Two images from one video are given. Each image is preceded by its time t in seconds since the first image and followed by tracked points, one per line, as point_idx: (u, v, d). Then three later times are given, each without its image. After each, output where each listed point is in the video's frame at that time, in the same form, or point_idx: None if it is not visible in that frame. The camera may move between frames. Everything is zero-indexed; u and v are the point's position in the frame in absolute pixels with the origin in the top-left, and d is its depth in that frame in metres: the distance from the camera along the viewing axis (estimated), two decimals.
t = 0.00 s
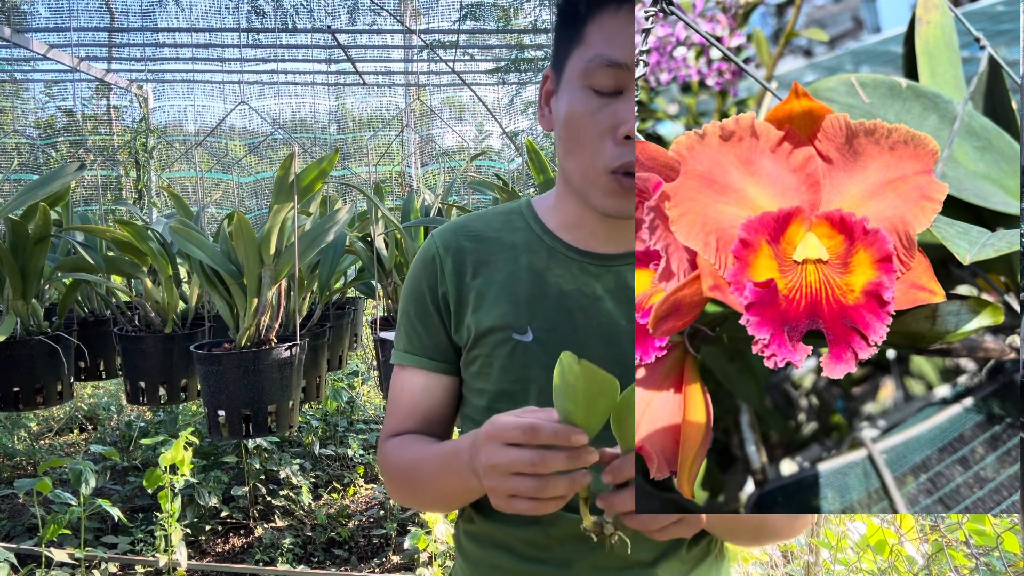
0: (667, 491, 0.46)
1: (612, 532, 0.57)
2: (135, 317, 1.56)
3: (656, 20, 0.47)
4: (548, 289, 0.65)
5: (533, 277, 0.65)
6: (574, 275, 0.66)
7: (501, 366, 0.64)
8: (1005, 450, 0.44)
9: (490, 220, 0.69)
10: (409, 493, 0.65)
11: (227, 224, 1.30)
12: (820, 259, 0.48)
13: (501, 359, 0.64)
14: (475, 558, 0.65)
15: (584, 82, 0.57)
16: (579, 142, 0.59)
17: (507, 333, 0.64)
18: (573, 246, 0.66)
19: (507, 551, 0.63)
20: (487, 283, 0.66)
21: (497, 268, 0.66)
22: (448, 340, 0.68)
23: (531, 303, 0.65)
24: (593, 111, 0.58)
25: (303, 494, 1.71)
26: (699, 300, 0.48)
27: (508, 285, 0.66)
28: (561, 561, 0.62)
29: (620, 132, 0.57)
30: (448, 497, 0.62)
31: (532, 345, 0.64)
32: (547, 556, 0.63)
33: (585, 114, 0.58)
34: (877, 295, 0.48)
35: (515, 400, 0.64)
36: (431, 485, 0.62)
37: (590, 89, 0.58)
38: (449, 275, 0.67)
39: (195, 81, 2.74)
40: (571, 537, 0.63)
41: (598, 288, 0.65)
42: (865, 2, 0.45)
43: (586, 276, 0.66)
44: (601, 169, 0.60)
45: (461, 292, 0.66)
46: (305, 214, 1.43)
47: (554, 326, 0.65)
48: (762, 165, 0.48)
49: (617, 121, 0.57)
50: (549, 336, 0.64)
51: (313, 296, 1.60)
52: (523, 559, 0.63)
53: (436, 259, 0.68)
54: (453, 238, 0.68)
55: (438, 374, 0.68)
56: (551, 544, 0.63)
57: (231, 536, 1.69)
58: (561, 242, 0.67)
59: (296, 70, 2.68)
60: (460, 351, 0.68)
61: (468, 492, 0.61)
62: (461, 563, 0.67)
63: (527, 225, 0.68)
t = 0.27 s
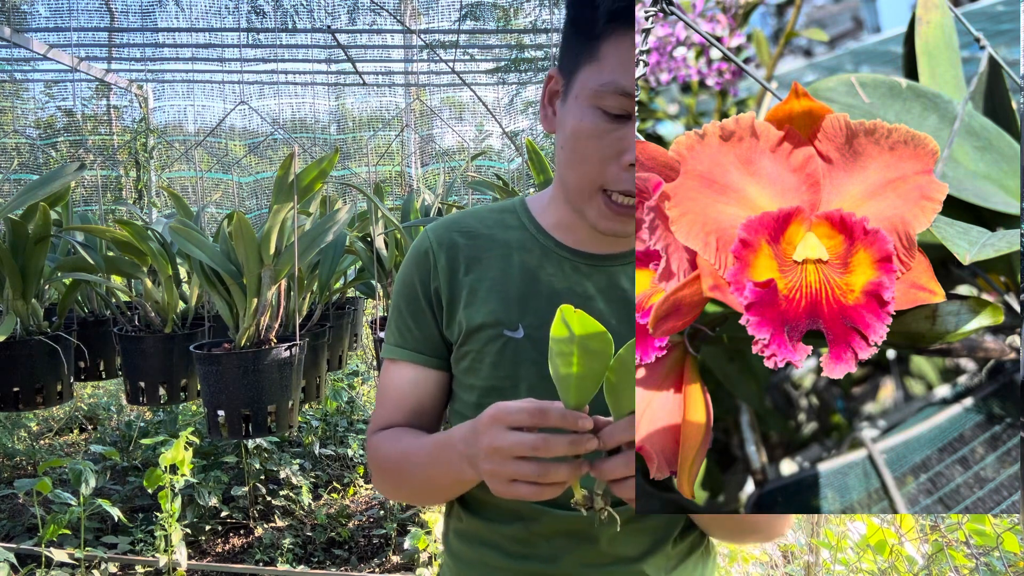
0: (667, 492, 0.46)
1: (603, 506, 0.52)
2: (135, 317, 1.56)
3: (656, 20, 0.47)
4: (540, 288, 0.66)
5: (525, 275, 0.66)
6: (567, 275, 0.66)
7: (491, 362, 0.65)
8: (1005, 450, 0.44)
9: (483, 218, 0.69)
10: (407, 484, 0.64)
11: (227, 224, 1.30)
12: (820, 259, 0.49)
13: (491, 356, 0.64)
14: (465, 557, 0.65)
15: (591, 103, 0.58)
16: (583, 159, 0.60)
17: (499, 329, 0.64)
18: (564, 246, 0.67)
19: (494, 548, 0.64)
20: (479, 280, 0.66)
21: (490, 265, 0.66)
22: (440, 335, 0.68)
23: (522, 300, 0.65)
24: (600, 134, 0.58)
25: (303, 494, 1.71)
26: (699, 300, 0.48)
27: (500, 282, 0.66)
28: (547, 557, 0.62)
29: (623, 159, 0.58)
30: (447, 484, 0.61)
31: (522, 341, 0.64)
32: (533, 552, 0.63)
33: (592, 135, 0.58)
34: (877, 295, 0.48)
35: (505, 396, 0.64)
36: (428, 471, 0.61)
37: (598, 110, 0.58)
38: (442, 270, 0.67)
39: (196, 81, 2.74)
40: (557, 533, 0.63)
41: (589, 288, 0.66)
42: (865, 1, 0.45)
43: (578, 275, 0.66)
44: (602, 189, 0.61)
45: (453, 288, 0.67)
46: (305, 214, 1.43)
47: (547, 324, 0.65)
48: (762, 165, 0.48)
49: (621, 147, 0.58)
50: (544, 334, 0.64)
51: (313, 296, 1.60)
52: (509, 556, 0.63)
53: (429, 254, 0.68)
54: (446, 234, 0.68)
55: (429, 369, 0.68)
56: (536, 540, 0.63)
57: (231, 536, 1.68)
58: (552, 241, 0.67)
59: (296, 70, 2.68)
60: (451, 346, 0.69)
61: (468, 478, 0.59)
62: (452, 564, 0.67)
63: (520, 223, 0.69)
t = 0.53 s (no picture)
0: (667, 491, 0.46)
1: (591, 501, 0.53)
2: (135, 317, 1.56)
3: (656, 20, 0.47)
4: (536, 287, 0.66)
5: (521, 274, 0.66)
6: (563, 274, 0.66)
7: (486, 360, 0.64)
8: (1005, 450, 0.44)
9: (481, 217, 0.70)
10: (402, 479, 0.64)
11: (227, 224, 1.30)
12: (820, 259, 0.48)
13: (485, 354, 0.64)
14: (456, 555, 0.65)
15: (589, 103, 0.58)
16: (581, 158, 0.60)
17: (493, 327, 0.64)
18: (560, 245, 0.67)
19: (484, 547, 0.64)
20: (475, 278, 0.66)
21: (486, 264, 0.66)
22: (436, 333, 0.68)
23: (517, 298, 0.65)
24: (598, 132, 0.58)
25: (303, 494, 1.71)
26: (699, 300, 0.48)
27: (496, 281, 0.66)
28: (537, 556, 0.63)
29: (621, 158, 0.58)
30: (439, 478, 0.61)
31: (516, 339, 0.64)
32: (524, 551, 0.63)
33: (590, 134, 0.58)
34: (877, 295, 0.48)
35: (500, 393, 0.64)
36: (421, 465, 0.61)
37: (595, 110, 0.58)
38: (438, 268, 0.67)
39: (195, 81, 2.74)
40: (548, 533, 0.63)
41: (585, 287, 0.66)
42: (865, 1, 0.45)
43: (575, 275, 0.66)
44: (599, 188, 0.61)
45: (449, 286, 0.66)
46: (305, 213, 1.43)
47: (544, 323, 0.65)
48: (762, 165, 0.48)
49: (619, 146, 0.57)
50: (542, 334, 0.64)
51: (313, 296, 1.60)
52: (499, 555, 0.63)
53: (425, 252, 0.68)
54: (444, 232, 0.68)
55: (425, 367, 0.68)
56: (527, 539, 0.63)
57: (231, 536, 1.69)
58: (548, 240, 0.67)
59: (296, 70, 2.68)
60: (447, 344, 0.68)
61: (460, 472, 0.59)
62: (444, 564, 0.67)
63: (518, 223, 0.69)
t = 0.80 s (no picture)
0: (667, 492, 0.46)
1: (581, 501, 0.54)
2: (135, 317, 1.56)
3: (656, 20, 0.47)
4: (535, 286, 0.66)
5: (519, 273, 0.66)
6: (562, 274, 0.66)
7: (485, 360, 0.65)
8: (1006, 450, 0.44)
9: (481, 216, 0.69)
10: (400, 480, 0.64)
11: (227, 224, 1.30)
12: (820, 259, 0.49)
13: (484, 353, 0.64)
14: (454, 556, 0.65)
15: (584, 103, 0.58)
16: (578, 158, 0.59)
17: (492, 327, 0.64)
18: (559, 245, 0.67)
19: (482, 547, 0.64)
20: (474, 278, 0.66)
21: (486, 264, 0.66)
22: (436, 332, 0.68)
23: (516, 298, 0.65)
24: (594, 133, 0.58)
25: (303, 494, 1.71)
26: (699, 300, 0.49)
27: (496, 280, 0.66)
28: (534, 557, 0.62)
29: (617, 157, 0.58)
30: (435, 478, 0.61)
31: (514, 339, 0.65)
32: (522, 551, 0.63)
33: (585, 133, 0.58)
34: (877, 295, 0.48)
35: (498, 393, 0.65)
36: (418, 464, 0.61)
37: (590, 110, 0.58)
38: (438, 268, 0.66)
39: (195, 81, 2.74)
40: (545, 533, 0.63)
41: (584, 288, 0.66)
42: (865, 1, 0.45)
43: (574, 275, 0.66)
44: (596, 188, 0.61)
45: (449, 285, 0.66)
46: (305, 213, 1.43)
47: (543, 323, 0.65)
48: (762, 165, 0.48)
49: (615, 146, 0.57)
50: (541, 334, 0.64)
51: (313, 296, 1.60)
52: (497, 555, 0.63)
53: (426, 252, 0.68)
54: (444, 232, 0.68)
55: (426, 367, 0.68)
56: (525, 539, 0.63)
57: (231, 536, 1.69)
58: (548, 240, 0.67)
59: (296, 70, 2.68)
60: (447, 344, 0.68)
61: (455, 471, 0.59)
62: (443, 564, 0.67)
63: (518, 223, 0.69)
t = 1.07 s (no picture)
0: (667, 492, 0.46)
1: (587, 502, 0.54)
2: (135, 317, 1.56)
3: (656, 20, 0.47)
4: (537, 286, 0.65)
5: (521, 273, 0.66)
6: (564, 274, 0.66)
7: (488, 360, 0.64)
8: (1005, 450, 0.44)
9: (484, 216, 0.69)
10: (403, 479, 0.64)
11: (227, 224, 1.30)
12: (820, 259, 0.49)
13: (488, 354, 0.64)
14: (457, 556, 0.65)
15: (579, 107, 0.57)
16: (572, 161, 0.60)
17: (495, 327, 0.64)
18: (563, 244, 0.66)
19: (486, 547, 0.64)
20: (478, 278, 0.66)
21: (489, 264, 0.66)
22: (439, 333, 0.68)
23: (519, 298, 0.65)
24: (588, 137, 0.58)
25: (303, 494, 1.71)
26: (699, 300, 0.49)
27: (499, 280, 0.65)
28: (538, 557, 0.62)
29: (610, 161, 0.58)
30: (440, 480, 0.61)
31: (518, 340, 0.64)
32: (526, 552, 0.63)
33: (579, 137, 0.58)
34: (877, 295, 0.48)
35: (501, 394, 0.64)
36: (423, 465, 0.62)
37: (585, 113, 0.58)
38: (441, 268, 0.67)
39: (195, 81, 2.74)
40: (549, 534, 0.63)
41: (587, 288, 0.66)
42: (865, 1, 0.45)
43: (576, 275, 0.66)
44: (592, 191, 0.61)
45: (452, 286, 0.67)
46: (305, 213, 1.43)
47: (546, 324, 0.65)
48: (762, 165, 0.48)
49: (609, 150, 0.57)
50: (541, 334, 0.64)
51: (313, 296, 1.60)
52: (501, 556, 0.63)
53: (429, 252, 0.68)
54: (447, 232, 0.68)
55: (430, 367, 0.68)
56: (529, 540, 0.63)
57: (231, 536, 1.69)
58: (552, 240, 0.67)
59: (296, 70, 2.68)
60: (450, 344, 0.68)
61: (460, 473, 0.60)
62: (446, 564, 0.67)
63: (520, 223, 0.68)
